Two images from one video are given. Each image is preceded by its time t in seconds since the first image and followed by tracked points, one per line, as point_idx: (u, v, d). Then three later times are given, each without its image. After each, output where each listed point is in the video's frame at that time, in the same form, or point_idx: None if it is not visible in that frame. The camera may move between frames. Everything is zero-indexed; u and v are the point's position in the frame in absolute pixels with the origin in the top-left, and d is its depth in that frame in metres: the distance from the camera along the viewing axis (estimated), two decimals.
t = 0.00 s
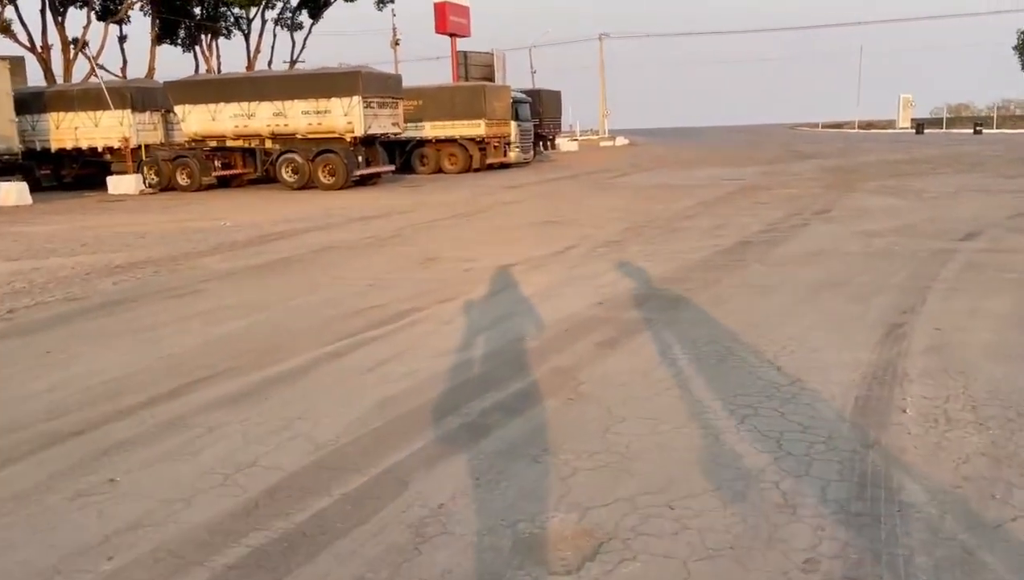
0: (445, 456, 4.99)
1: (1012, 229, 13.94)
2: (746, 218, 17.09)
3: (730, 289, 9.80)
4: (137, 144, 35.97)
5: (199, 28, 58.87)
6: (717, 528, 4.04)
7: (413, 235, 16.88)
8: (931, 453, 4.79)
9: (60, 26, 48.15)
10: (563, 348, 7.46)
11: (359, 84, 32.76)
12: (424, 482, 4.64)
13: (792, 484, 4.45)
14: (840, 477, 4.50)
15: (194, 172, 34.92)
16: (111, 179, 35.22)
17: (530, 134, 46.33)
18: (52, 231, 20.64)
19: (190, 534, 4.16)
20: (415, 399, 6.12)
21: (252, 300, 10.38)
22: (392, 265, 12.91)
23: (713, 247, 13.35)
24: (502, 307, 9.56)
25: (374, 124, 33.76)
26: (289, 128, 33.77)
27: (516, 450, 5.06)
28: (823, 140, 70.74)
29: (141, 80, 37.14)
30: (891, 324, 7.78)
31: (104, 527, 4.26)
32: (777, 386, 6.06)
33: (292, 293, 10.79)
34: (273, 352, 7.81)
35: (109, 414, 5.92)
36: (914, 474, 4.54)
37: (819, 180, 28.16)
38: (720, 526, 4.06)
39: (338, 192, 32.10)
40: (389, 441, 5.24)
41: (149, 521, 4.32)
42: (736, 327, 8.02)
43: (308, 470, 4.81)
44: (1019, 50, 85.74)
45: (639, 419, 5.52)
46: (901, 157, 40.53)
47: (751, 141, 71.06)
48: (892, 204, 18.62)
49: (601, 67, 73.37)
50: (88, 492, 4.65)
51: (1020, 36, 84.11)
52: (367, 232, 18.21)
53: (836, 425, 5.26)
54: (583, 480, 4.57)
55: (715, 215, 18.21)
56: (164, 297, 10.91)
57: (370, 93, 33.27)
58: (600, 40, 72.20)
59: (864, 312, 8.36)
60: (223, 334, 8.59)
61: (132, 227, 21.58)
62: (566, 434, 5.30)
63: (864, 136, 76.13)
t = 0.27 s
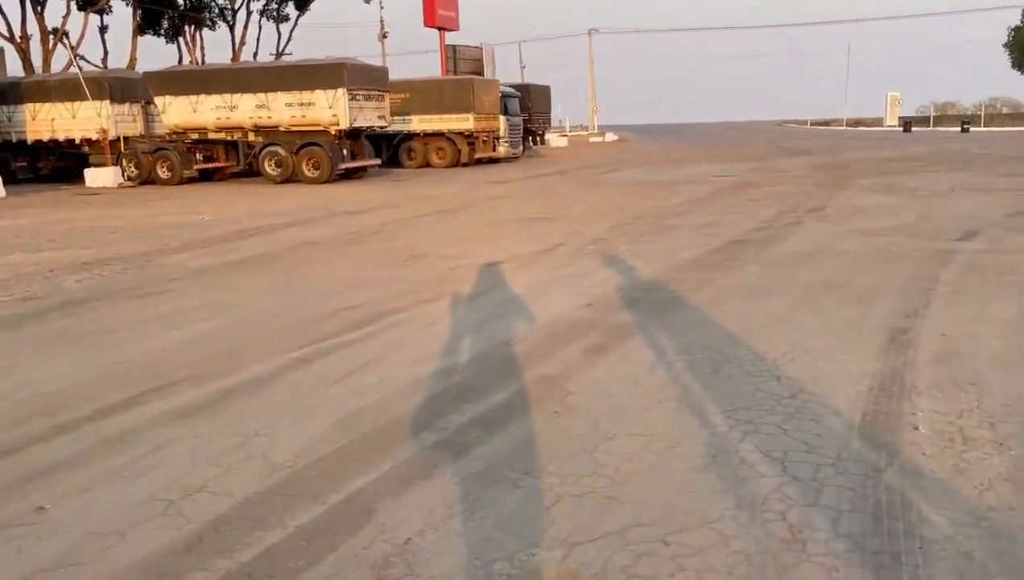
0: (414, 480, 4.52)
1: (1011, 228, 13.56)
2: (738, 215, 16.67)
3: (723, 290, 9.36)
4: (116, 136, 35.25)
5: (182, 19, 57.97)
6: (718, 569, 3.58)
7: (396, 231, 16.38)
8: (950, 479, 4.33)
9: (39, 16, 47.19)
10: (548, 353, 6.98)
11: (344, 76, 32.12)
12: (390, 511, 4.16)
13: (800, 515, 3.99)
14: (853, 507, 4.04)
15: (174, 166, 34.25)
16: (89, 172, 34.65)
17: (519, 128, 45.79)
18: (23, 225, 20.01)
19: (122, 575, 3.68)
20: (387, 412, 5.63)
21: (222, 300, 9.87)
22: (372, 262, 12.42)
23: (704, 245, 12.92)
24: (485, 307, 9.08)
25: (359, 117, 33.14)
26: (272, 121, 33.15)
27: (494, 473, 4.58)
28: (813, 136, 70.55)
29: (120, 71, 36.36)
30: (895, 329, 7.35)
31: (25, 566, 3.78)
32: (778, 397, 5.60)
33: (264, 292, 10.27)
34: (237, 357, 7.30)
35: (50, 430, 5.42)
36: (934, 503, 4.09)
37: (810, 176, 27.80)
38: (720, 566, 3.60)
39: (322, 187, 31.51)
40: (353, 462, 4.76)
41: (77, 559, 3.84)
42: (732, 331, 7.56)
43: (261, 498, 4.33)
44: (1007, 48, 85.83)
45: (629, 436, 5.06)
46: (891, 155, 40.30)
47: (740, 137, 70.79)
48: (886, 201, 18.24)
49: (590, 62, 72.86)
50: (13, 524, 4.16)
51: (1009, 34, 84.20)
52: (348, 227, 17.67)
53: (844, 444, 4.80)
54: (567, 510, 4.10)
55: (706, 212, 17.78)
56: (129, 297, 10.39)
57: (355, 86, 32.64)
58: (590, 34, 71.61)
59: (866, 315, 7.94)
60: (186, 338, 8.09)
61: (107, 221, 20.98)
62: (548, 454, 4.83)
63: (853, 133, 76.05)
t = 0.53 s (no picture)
0: (382, 528, 4.07)
1: (1012, 237, 13.22)
2: (731, 222, 16.30)
3: (719, 303, 8.96)
4: (98, 139, 34.64)
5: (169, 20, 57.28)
6: None
7: (381, 237, 15.93)
8: (976, 527, 3.91)
9: (21, 16, 46.45)
10: (534, 375, 6.55)
11: (330, 78, 31.62)
12: (354, 568, 3.72)
13: (812, 573, 3.56)
14: (871, 564, 3.61)
15: (157, 169, 33.75)
16: (71, 175, 34.00)
17: (508, 131, 45.38)
18: None
19: None
20: (358, 445, 5.19)
21: (195, 313, 9.42)
22: (355, 271, 11.98)
23: (697, 254, 12.52)
24: (469, 322, 8.65)
25: (345, 120, 32.65)
26: (257, 123, 32.61)
27: (472, 519, 4.14)
28: (803, 140, 70.48)
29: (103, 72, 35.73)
30: (902, 348, 6.94)
31: None
32: (781, 427, 5.18)
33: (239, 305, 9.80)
34: (202, 378, 6.84)
35: None
36: (961, 558, 3.67)
37: (803, 181, 27.51)
38: None
39: (307, 191, 31.01)
40: (316, 507, 4.31)
41: None
42: (729, 350, 7.14)
43: (210, 552, 3.87)
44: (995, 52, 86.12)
45: (620, 473, 4.62)
46: (883, 159, 40.08)
47: (730, 140, 70.63)
48: (881, 208, 17.91)
49: (581, 65, 72.58)
50: None
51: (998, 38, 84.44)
52: (332, 233, 17.22)
53: (856, 484, 4.37)
54: (552, 567, 3.66)
55: (699, 218, 17.41)
56: (95, 309, 9.90)
57: (342, 88, 32.14)
58: (580, 37, 71.30)
59: (869, 332, 7.53)
60: (150, 356, 7.62)
61: (85, 226, 20.43)
62: (532, 495, 4.39)
63: (844, 136, 75.98)
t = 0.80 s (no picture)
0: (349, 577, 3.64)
1: None
2: (735, 229, 15.86)
3: (724, 315, 8.51)
4: (94, 144, 34.27)
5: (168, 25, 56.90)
6: None
7: (375, 244, 15.49)
8: None
9: (19, 20, 46.15)
10: (527, 394, 6.08)
11: (327, 82, 31.23)
12: None
13: None
14: None
15: (153, 174, 33.39)
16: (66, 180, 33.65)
17: (508, 136, 44.99)
18: None
19: None
20: (330, 474, 4.72)
21: (174, 324, 8.97)
22: (346, 279, 11.54)
23: (700, 263, 12.07)
24: (460, 334, 8.18)
25: (343, 124, 32.27)
26: (254, 128, 32.22)
27: (450, 566, 3.70)
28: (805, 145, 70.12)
29: (99, 76, 35.37)
30: (921, 366, 6.49)
31: None
32: (794, 458, 4.72)
33: (222, 315, 9.35)
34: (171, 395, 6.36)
35: None
36: None
37: (807, 187, 27.08)
38: None
39: (304, 196, 30.63)
40: (278, 551, 3.86)
41: None
42: (736, 366, 6.67)
43: None
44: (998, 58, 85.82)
45: (618, 511, 4.17)
46: (887, 164, 39.67)
47: (732, 146, 70.30)
48: (888, 214, 17.47)
49: (582, 70, 72.30)
50: None
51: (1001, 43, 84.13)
52: (326, 239, 16.79)
53: (881, 527, 3.92)
54: None
55: (701, 224, 16.97)
56: (71, 319, 9.46)
57: (339, 92, 31.76)
58: (581, 42, 71.01)
59: (885, 348, 7.08)
60: (119, 371, 7.17)
61: (75, 232, 20.01)
62: (519, 537, 3.95)
63: (846, 142, 75.65)
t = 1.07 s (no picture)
0: None
1: None
2: (742, 237, 15.42)
3: (732, 329, 8.10)
4: (93, 146, 33.93)
5: (171, 26, 56.48)
6: None
7: (372, 250, 15.07)
8: None
9: (20, 21, 45.88)
10: (522, 420, 5.65)
11: (327, 85, 30.86)
12: None
13: None
14: None
15: (152, 176, 33.08)
16: (64, 181, 33.42)
17: (511, 139, 44.60)
18: None
19: None
20: (303, 515, 4.30)
21: (156, 337, 8.56)
22: (339, 288, 11.13)
23: (706, 272, 11.65)
24: (454, 349, 7.76)
25: (344, 127, 31.90)
26: (253, 130, 31.88)
27: None
28: (810, 150, 69.68)
29: (98, 77, 35.06)
30: (945, 391, 6.06)
31: None
32: (815, 499, 4.32)
33: (207, 327, 8.94)
34: (141, 417, 5.94)
35: None
36: None
37: (814, 193, 26.66)
38: None
39: (304, 199, 30.28)
40: None
41: None
42: (747, 388, 6.25)
43: None
44: (1004, 62, 85.35)
45: (619, 560, 3.77)
46: (894, 169, 39.21)
47: (737, 150, 69.82)
48: (899, 221, 17.02)
49: (586, 74, 71.95)
50: None
51: (1008, 48, 83.69)
52: (323, 245, 16.38)
53: None
54: None
55: (707, 231, 16.53)
56: (50, 329, 9.08)
57: (340, 94, 31.39)
58: (585, 45, 70.66)
59: (905, 368, 6.66)
60: (91, 387, 6.78)
61: (68, 236, 19.66)
62: None
63: (852, 146, 75.25)
